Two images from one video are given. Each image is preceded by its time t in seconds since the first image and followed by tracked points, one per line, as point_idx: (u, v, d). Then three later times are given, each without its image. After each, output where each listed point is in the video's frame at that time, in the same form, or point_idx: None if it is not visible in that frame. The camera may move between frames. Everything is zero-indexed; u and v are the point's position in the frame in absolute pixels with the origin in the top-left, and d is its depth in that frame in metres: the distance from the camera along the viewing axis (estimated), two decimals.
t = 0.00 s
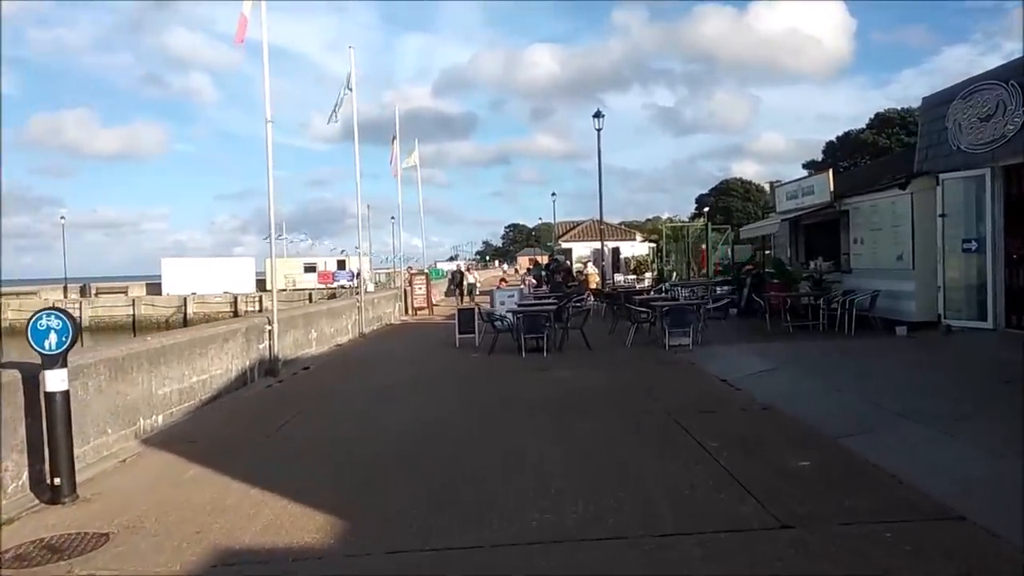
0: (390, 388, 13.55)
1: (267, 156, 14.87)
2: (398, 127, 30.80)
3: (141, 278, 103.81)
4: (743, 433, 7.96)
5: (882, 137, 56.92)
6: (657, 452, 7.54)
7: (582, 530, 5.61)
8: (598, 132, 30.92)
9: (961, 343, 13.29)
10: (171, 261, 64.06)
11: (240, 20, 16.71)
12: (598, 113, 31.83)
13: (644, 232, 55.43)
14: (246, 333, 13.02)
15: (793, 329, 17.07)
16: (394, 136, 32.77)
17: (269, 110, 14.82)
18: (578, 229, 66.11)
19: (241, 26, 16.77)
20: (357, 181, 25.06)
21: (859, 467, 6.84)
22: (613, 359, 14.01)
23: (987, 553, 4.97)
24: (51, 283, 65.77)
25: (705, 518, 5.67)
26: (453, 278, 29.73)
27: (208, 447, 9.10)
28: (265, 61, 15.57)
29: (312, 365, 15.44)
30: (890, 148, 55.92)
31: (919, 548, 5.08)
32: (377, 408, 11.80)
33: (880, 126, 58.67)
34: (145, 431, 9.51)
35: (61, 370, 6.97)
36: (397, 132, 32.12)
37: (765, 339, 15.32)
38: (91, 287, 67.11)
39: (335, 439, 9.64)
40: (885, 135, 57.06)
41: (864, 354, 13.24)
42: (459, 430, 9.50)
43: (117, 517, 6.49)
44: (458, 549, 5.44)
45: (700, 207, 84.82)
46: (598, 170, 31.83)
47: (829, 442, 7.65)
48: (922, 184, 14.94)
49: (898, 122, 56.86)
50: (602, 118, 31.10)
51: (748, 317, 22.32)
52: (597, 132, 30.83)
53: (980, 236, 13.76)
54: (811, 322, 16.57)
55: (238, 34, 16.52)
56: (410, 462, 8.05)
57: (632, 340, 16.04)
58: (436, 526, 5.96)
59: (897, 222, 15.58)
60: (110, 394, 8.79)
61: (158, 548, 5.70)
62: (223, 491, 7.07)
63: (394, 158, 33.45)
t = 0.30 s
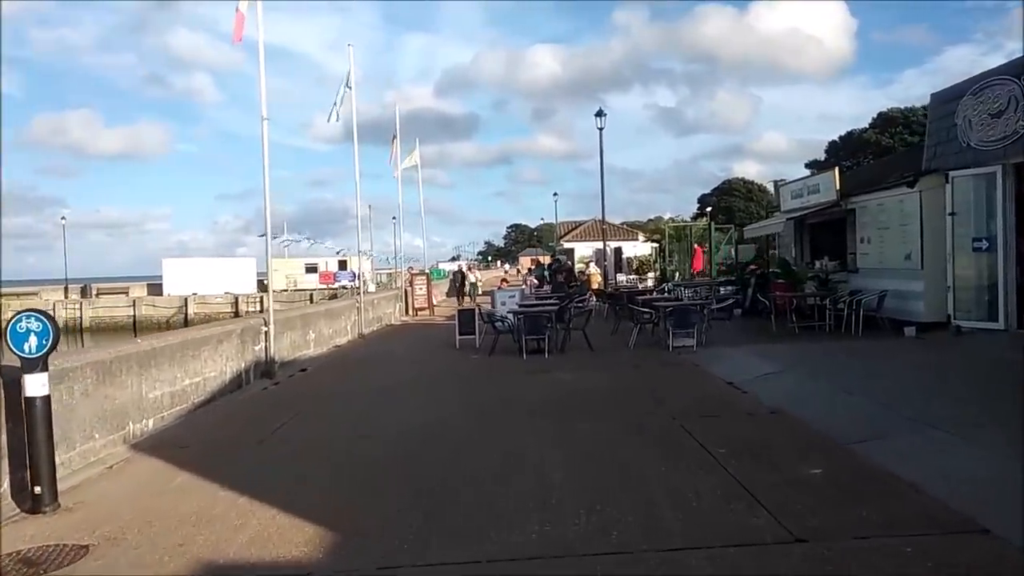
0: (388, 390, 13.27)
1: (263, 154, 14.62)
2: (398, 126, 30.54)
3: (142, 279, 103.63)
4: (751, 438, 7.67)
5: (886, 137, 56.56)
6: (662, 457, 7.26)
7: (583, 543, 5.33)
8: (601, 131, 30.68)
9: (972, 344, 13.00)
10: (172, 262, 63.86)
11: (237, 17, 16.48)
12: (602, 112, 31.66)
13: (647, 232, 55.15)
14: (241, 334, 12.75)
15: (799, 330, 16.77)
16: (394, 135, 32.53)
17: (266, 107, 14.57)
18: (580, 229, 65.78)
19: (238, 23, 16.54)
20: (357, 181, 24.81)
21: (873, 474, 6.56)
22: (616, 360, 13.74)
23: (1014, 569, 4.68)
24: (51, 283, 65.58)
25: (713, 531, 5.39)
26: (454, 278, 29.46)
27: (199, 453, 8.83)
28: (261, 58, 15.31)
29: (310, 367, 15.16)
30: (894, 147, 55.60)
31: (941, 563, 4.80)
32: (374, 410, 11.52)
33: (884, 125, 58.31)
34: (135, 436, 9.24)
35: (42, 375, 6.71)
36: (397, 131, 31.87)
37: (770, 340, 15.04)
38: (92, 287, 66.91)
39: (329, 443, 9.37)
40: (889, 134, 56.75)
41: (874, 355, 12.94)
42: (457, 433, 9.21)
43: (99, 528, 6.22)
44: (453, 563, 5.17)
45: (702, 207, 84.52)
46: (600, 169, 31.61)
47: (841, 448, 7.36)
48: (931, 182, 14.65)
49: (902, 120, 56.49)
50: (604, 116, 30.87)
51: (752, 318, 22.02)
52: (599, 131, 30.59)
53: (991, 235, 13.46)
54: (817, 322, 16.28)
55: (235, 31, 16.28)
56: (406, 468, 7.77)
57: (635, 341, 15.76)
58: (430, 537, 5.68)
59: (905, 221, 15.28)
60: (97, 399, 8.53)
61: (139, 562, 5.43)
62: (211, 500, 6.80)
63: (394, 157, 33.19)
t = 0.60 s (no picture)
0: (383, 394, 12.86)
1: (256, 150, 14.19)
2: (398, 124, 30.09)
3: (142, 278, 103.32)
4: (762, 449, 7.26)
5: (891, 137, 56.05)
6: (668, 470, 6.85)
7: (583, 567, 4.92)
8: (603, 129, 30.28)
9: (988, 347, 12.56)
10: (172, 261, 63.50)
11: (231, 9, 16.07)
12: (604, 110, 31.24)
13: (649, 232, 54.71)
14: (231, 336, 12.35)
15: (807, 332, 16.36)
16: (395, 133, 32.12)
17: (259, 102, 14.15)
18: (582, 228, 65.31)
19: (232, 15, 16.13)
20: (355, 179, 24.37)
21: (894, 489, 6.13)
22: (619, 363, 13.33)
23: None
24: (51, 282, 65.24)
25: (724, 554, 4.98)
26: (454, 278, 29.04)
27: (181, 461, 8.43)
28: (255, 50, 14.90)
29: (305, 370, 14.75)
30: (898, 147, 55.12)
31: None
32: (368, 416, 11.11)
33: (888, 124, 57.79)
34: (115, 442, 8.84)
35: (9, 380, 6.30)
36: (397, 128, 31.45)
37: (777, 342, 14.63)
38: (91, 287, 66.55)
39: (319, 450, 8.97)
40: (893, 134, 56.27)
41: (886, 359, 12.53)
42: (453, 441, 8.80)
43: (66, 545, 5.81)
44: None
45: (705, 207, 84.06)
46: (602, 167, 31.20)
47: (857, 459, 6.95)
48: (944, 179, 14.23)
49: (907, 120, 55.97)
50: (607, 114, 30.46)
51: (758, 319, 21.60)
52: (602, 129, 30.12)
53: (1006, 234, 13.00)
54: (825, 324, 15.85)
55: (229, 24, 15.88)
56: (397, 480, 7.37)
57: (638, 343, 15.33)
58: (418, 557, 5.27)
59: (916, 220, 14.86)
60: (74, 404, 8.13)
61: None
62: (188, 514, 6.39)
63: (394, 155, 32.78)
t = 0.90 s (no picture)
0: (381, 398, 12.55)
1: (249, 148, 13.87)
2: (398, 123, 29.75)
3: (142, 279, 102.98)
4: (773, 459, 6.95)
5: (894, 137, 55.70)
6: (675, 480, 6.54)
7: None
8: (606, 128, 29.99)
9: (1001, 351, 12.23)
10: (172, 261, 63.22)
11: (226, 5, 15.75)
12: (606, 109, 31.03)
13: (651, 232, 54.42)
14: (225, 338, 12.05)
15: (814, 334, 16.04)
16: (395, 132, 31.81)
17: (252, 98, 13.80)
18: (583, 229, 64.99)
19: (227, 11, 15.82)
20: (353, 178, 24.02)
21: (915, 502, 5.81)
22: (622, 366, 13.01)
23: None
24: (51, 283, 64.97)
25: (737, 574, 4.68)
26: (455, 278, 28.72)
27: (168, 469, 8.13)
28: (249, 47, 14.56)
29: (302, 373, 14.45)
30: (902, 147, 54.80)
31: None
32: (365, 420, 10.80)
33: (891, 124, 57.44)
34: (101, 449, 8.54)
35: None
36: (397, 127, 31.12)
37: (784, 345, 14.31)
38: (91, 287, 66.27)
39: (312, 456, 8.67)
40: (896, 134, 55.98)
41: (896, 362, 12.21)
42: (451, 448, 8.49)
43: (40, 561, 5.52)
44: None
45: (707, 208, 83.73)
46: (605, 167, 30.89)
47: (874, 469, 6.64)
48: (955, 179, 13.89)
49: (910, 120, 55.60)
50: (609, 113, 30.16)
51: (762, 320, 21.29)
52: (605, 128, 29.72)
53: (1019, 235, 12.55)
54: (832, 326, 15.54)
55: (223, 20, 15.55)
56: (392, 489, 7.07)
57: (641, 345, 15.02)
58: None
59: (926, 220, 14.53)
60: (57, 410, 7.83)
61: None
62: (172, 529, 6.09)
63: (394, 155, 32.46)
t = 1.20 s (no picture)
0: (381, 398, 12.17)
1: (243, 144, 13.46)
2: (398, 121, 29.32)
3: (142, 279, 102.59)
4: (792, 467, 6.58)
5: (897, 134, 55.18)
6: (689, 490, 6.17)
7: None
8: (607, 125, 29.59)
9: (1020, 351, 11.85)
10: (171, 261, 62.84)
11: None
12: (608, 106, 30.69)
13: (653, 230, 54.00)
14: (218, 338, 11.66)
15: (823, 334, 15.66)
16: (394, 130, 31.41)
17: (245, 92, 13.40)
18: (584, 226, 64.55)
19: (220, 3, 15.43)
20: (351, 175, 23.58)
21: (947, 515, 5.43)
22: (628, 367, 12.63)
23: None
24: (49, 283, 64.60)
25: None
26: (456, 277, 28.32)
27: (155, 477, 7.76)
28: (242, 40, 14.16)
29: (298, 374, 14.07)
30: (905, 145, 54.36)
31: None
32: (363, 422, 10.43)
33: (894, 122, 56.93)
34: (86, 456, 8.17)
35: None
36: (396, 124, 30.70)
37: (793, 345, 13.94)
38: (90, 287, 65.90)
39: (306, 461, 8.29)
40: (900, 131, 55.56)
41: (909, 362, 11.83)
42: (451, 453, 8.11)
43: None
44: None
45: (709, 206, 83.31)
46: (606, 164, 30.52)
47: (901, 480, 6.26)
48: (969, 174, 13.49)
49: (914, 117, 55.08)
50: (610, 109, 29.80)
51: (768, 319, 20.90)
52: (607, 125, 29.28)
53: None
54: (842, 326, 15.16)
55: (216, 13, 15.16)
56: (390, 497, 6.70)
57: (646, 345, 14.63)
58: None
59: (939, 217, 14.13)
60: (38, 415, 7.46)
61: None
62: (153, 544, 5.72)
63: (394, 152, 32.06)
